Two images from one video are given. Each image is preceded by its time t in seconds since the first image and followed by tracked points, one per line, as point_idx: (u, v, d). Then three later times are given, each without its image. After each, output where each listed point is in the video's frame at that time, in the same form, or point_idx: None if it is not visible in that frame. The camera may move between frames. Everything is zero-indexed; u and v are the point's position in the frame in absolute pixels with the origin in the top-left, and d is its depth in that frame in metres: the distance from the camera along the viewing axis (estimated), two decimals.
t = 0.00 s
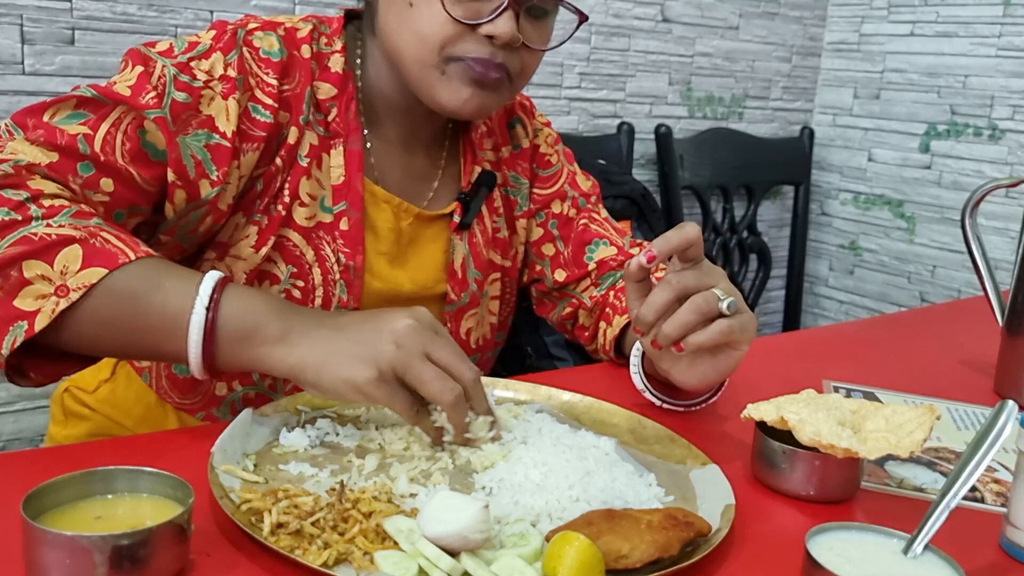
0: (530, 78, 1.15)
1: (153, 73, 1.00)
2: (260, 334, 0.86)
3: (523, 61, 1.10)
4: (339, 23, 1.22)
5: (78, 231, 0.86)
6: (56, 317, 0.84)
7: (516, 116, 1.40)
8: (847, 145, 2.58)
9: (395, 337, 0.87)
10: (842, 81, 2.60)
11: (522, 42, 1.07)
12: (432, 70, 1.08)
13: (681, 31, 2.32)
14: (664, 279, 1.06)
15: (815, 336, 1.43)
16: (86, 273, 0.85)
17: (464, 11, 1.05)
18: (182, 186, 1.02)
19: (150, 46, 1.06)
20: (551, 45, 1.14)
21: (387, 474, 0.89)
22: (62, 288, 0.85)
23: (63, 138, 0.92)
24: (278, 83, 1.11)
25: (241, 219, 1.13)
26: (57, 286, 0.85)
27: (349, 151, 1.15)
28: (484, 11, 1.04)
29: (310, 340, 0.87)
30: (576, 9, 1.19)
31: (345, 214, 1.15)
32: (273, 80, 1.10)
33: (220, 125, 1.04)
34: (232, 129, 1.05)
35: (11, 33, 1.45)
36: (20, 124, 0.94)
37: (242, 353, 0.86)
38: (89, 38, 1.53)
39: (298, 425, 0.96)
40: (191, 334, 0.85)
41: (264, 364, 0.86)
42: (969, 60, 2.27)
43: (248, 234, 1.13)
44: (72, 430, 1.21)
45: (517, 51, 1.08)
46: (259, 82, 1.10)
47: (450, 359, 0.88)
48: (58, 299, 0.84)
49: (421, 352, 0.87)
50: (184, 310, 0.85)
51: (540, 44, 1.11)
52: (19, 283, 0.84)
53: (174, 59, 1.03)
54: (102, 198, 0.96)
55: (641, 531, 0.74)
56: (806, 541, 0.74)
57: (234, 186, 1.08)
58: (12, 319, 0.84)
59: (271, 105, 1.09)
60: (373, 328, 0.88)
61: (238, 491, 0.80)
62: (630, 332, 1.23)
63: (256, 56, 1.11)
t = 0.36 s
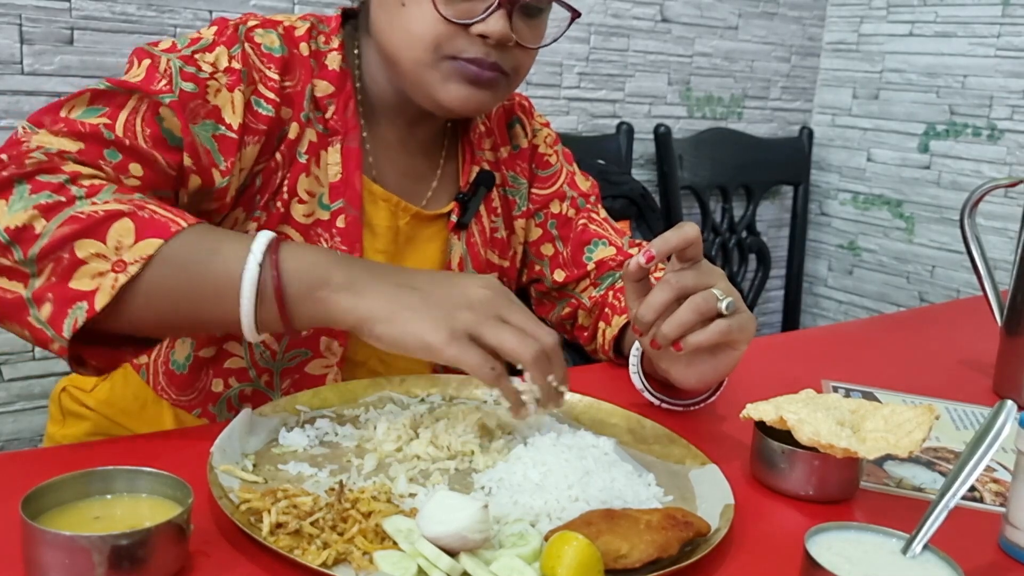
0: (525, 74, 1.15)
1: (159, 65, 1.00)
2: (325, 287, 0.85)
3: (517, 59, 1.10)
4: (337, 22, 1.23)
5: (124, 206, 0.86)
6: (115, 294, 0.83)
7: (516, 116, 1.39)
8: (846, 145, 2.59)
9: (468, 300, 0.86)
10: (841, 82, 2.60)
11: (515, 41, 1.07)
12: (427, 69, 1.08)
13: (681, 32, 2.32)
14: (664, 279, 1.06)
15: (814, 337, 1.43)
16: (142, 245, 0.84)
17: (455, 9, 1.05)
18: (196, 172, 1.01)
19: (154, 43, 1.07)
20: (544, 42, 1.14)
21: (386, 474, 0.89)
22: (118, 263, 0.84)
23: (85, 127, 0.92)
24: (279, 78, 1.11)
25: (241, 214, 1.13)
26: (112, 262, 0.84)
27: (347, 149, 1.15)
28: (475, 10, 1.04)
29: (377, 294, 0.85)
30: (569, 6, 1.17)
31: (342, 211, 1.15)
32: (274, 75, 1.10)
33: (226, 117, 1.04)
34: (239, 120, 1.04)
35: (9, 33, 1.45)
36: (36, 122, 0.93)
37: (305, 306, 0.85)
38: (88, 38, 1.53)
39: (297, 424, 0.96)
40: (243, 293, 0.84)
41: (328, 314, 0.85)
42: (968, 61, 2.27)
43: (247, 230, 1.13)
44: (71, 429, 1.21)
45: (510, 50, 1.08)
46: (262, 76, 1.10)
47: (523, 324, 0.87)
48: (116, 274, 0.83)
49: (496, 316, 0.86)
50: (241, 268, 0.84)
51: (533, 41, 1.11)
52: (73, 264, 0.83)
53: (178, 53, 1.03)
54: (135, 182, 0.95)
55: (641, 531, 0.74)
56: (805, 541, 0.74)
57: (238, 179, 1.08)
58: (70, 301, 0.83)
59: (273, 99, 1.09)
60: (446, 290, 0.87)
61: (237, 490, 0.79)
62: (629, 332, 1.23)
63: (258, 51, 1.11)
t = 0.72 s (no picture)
0: (519, 73, 1.14)
1: (151, 79, 1.00)
2: (276, 337, 0.88)
3: (508, 53, 1.09)
4: (340, 25, 1.22)
5: (85, 244, 0.86)
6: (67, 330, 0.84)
7: (516, 117, 1.39)
8: (846, 145, 2.59)
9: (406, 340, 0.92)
10: (841, 82, 2.60)
11: (504, 32, 1.07)
12: (415, 65, 1.09)
13: (681, 32, 2.32)
14: (663, 281, 1.06)
15: (815, 337, 1.43)
16: (97, 286, 0.84)
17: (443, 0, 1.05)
18: (180, 194, 1.02)
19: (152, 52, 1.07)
20: (541, 37, 1.13)
21: (386, 474, 0.89)
22: (71, 302, 0.84)
23: (63, 148, 0.93)
24: (278, 89, 1.10)
25: (244, 225, 1.13)
26: (66, 299, 0.85)
27: (350, 156, 1.15)
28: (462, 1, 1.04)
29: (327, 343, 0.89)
30: None
31: (346, 218, 1.15)
32: (273, 87, 1.10)
33: (218, 132, 1.04)
34: (230, 135, 1.05)
35: (9, 33, 1.45)
36: (20, 135, 0.95)
37: (258, 357, 0.87)
38: (89, 38, 1.53)
39: (297, 424, 0.96)
40: (196, 339, 0.85)
41: (276, 366, 0.88)
42: (969, 61, 2.27)
43: (250, 240, 1.12)
44: (75, 429, 1.22)
45: (499, 42, 1.07)
46: (259, 88, 1.09)
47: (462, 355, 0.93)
48: (68, 312, 0.84)
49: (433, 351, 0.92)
50: (195, 316, 0.86)
51: (527, 36, 1.10)
52: (28, 297, 0.84)
53: (173, 66, 1.03)
54: (104, 207, 0.96)
55: (641, 531, 0.74)
56: (805, 541, 0.74)
57: (234, 192, 1.08)
58: (23, 332, 0.83)
59: (270, 112, 1.09)
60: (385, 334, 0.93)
61: (237, 491, 0.79)
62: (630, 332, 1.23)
63: (257, 62, 1.10)
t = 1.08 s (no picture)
0: (508, 75, 1.14)
1: (138, 85, 1.01)
2: (260, 332, 0.81)
3: (494, 58, 1.09)
4: (331, 26, 1.22)
5: (69, 243, 0.86)
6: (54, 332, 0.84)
7: (513, 116, 1.39)
8: (847, 145, 2.59)
9: (384, 332, 0.80)
10: (842, 81, 2.60)
11: (489, 38, 1.07)
12: (401, 71, 1.09)
13: (681, 31, 2.32)
14: (667, 286, 1.06)
15: (815, 337, 1.43)
16: (80, 287, 0.84)
17: (426, 9, 1.05)
18: (173, 194, 1.02)
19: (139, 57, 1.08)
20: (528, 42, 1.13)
21: (386, 474, 0.89)
22: (57, 303, 0.84)
23: (51, 153, 0.93)
24: (267, 91, 1.11)
25: (233, 228, 1.13)
26: (52, 301, 0.84)
27: (339, 157, 1.15)
28: (447, 8, 1.04)
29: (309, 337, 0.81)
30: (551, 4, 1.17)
31: (336, 220, 1.15)
32: (262, 89, 1.10)
33: (207, 134, 1.04)
34: (220, 137, 1.05)
35: (11, 33, 1.45)
36: (9, 146, 0.95)
37: (247, 352, 0.82)
38: (90, 38, 1.53)
39: (297, 425, 0.96)
40: (185, 336, 0.82)
41: (270, 361, 0.82)
42: (969, 61, 2.27)
43: (240, 242, 1.12)
44: (73, 430, 1.21)
45: (485, 48, 1.07)
46: (248, 90, 1.10)
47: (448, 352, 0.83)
48: (54, 314, 0.83)
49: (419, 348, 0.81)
50: (180, 313, 0.82)
51: (513, 41, 1.10)
52: (15, 301, 0.84)
53: (161, 70, 1.03)
54: (99, 207, 0.96)
55: (642, 531, 0.74)
56: (806, 541, 0.74)
57: (224, 195, 1.08)
58: (11, 338, 0.83)
59: (260, 113, 1.09)
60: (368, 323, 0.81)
61: (238, 490, 0.79)
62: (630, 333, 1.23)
63: (245, 64, 1.10)
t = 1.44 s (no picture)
0: (515, 77, 1.14)
1: (135, 75, 1.01)
2: (213, 309, 0.83)
3: (502, 63, 1.09)
4: (338, 27, 1.22)
5: (32, 214, 0.86)
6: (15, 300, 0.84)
7: (517, 116, 1.39)
8: (846, 145, 2.59)
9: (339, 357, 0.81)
10: (841, 82, 2.60)
11: (499, 43, 1.06)
12: (407, 74, 1.09)
13: (681, 32, 2.32)
14: (664, 285, 1.06)
15: (815, 337, 1.43)
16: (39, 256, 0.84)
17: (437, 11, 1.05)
18: (159, 182, 1.02)
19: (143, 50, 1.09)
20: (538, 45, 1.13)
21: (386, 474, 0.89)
22: (18, 273, 0.84)
23: (33, 135, 0.93)
24: (268, 88, 1.11)
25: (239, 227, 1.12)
26: (13, 271, 0.84)
27: (347, 158, 1.16)
28: (456, 12, 1.04)
29: (254, 328, 0.82)
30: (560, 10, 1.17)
31: (343, 221, 1.15)
32: (263, 86, 1.10)
33: (201, 128, 1.04)
34: (213, 131, 1.04)
35: (9, 33, 1.45)
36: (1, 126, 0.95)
37: (193, 325, 0.83)
38: (88, 38, 1.53)
39: (297, 425, 0.96)
40: (127, 309, 0.82)
41: (211, 335, 0.83)
42: (968, 61, 2.27)
43: (246, 242, 1.12)
44: (74, 429, 1.21)
45: (493, 53, 1.07)
46: (249, 87, 1.10)
47: (385, 390, 0.80)
48: (14, 283, 0.84)
49: (358, 380, 0.80)
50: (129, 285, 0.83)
51: (522, 45, 1.10)
52: None
53: (160, 62, 1.04)
54: (76, 189, 0.95)
55: (641, 531, 0.74)
56: (805, 541, 0.74)
57: (221, 190, 1.07)
58: None
59: (259, 110, 1.09)
60: (320, 338, 0.82)
61: (237, 491, 0.79)
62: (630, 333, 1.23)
63: (248, 61, 1.10)
